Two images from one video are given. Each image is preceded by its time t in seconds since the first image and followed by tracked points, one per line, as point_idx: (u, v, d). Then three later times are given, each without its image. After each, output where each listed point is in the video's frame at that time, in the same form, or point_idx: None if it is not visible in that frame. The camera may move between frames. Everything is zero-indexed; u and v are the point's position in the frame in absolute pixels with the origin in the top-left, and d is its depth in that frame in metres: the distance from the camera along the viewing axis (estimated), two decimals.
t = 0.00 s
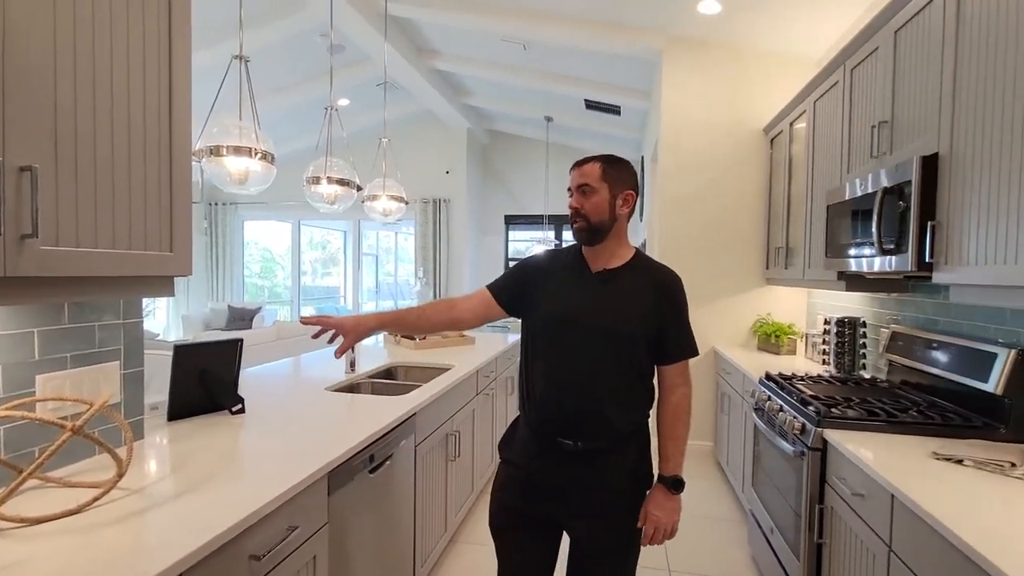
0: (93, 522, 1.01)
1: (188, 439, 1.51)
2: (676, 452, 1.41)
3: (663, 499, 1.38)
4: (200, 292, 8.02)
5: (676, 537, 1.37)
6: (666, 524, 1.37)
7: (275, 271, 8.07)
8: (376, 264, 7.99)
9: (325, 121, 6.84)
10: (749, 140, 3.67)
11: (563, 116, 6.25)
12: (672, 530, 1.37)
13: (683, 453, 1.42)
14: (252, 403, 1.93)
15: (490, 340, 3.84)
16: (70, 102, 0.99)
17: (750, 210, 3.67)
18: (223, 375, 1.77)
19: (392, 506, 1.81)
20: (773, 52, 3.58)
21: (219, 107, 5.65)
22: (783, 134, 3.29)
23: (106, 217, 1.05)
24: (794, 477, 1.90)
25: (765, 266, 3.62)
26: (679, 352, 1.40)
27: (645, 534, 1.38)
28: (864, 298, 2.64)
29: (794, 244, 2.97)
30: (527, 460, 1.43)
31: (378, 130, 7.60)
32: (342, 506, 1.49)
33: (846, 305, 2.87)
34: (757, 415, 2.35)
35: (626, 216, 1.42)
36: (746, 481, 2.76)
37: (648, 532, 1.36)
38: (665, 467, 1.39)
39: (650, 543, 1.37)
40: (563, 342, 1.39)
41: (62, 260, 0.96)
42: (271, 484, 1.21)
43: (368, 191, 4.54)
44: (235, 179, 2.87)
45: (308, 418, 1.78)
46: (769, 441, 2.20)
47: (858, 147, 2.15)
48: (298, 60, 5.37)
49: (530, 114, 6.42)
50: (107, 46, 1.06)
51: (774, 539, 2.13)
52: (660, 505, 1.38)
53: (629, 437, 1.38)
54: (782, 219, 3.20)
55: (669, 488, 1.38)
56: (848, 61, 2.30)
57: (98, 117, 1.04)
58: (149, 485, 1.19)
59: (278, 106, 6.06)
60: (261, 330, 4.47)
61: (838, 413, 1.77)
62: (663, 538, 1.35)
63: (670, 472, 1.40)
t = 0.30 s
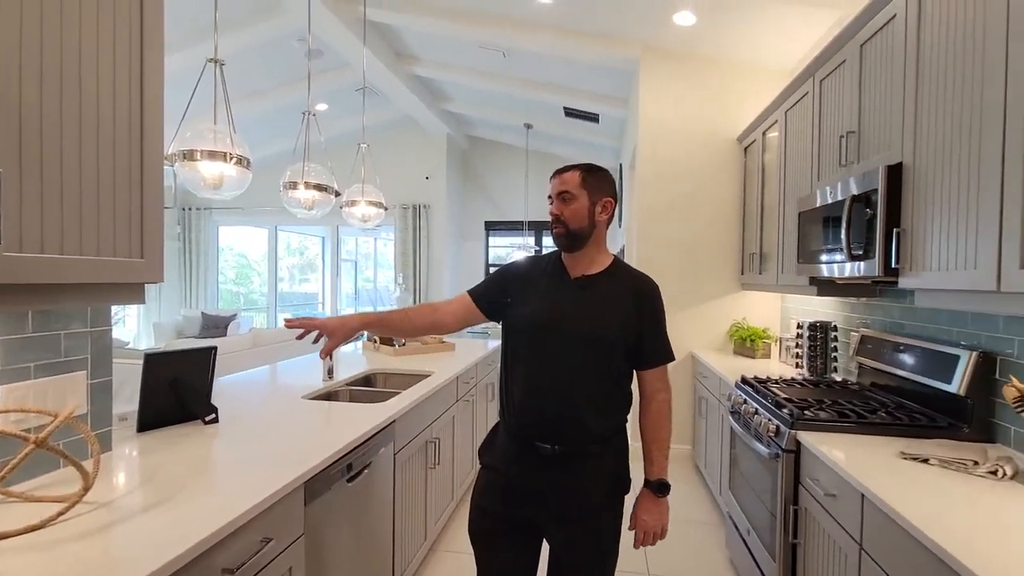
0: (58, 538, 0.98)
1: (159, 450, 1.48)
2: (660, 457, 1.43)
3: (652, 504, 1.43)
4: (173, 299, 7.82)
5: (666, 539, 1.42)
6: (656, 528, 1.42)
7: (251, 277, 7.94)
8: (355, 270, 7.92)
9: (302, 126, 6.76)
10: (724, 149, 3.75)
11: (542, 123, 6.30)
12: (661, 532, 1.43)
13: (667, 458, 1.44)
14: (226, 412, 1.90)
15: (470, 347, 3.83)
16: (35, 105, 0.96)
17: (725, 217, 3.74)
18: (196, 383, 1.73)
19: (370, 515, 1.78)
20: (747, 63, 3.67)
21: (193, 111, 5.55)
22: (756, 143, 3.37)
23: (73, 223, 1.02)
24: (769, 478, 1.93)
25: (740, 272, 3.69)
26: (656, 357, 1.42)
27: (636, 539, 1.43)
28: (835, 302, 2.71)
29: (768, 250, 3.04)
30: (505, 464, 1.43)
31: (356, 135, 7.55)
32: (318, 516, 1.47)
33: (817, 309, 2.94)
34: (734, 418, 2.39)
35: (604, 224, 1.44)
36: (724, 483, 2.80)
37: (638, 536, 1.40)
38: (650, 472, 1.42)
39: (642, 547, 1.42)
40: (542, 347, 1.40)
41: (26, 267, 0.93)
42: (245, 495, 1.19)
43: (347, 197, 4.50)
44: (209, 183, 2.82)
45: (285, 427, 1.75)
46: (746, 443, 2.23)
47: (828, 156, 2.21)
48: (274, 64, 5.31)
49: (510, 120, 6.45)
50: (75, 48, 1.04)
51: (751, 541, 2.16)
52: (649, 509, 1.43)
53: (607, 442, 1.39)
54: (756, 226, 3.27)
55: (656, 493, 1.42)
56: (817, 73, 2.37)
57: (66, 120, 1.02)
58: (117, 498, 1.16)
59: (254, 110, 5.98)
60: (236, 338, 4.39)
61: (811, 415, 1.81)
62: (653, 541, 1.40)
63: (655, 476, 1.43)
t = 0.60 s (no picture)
0: (16, 551, 0.95)
1: (126, 458, 1.43)
2: (634, 457, 1.44)
3: (623, 503, 1.44)
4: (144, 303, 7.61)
5: (636, 539, 1.43)
6: (626, 528, 1.43)
7: (226, 280, 7.78)
8: (334, 273, 7.82)
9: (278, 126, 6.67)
10: (700, 152, 3.80)
11: (522, 126, 6.32)
12: (631, 533, 1.44)
13: (641, 458, 1.45)
14: (198, 418, 1.85)
15: (449, 349, 3.81)
16: None
17: (702, 220, 3.79)
18: (166, 389, 1.69)
19: (347, 521, 1.76)
20: (722, 69, 3.73)
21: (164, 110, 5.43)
22: (731, 147, 3.43)
23: (33, 224, 0.98)
24: (745, 476, 1.96)
25: (716, 274, 3.75)
26: (633, 358, 1.43)
27: (606, 540, 1.43)
28: (807, 304, 2.77)
29: (743, 252, 3.09)
30: (485, 465, 1.43)
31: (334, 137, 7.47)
32: (293, 522, 1.44)
33: (791, 310, 3.00)
34: (710, 417, 2.42)
35: (582, 227, 1.45)
36: (701, 482, 2.83)
37: (608, 536, 1.41)
38: (623, 472, 1.44)
39: (613, 548, 1.42)
40: (520, 348, 1.40)
41: None
42: (215, 503, 1.16)
43: (324, 198, 4.44)
44: (180, 184, 2.77)
45: (259, 431, 1.72)
46: (722, 442, 2.26)
47: (799, 161, 2.26)
48: (249, 64, 5.23)
49: (490, 123, 6.45)
50: (36, 42, 1.00)
51: (727, 538, 2.19)
52: (620, 509, 1.44)
53: (584, 442, 1.39)
54: (731, 228, 3.33)
55: (627, 493, 1.43)
56: (789, 79, 2.42)
57: (25, 116, 0.98)
58: (81, 508, 1.13)
59: (229, 110, 5.87)
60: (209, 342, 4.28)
61: (785, 414, 1.85)
62: (623, 542, 1.41)
63: (627, 477, 1.44)
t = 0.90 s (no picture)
0: None
1: (91, 464, 1.39)
2: (612, 455, 1.45)
3: (600, 502, 1.44)
4: (114, 305, 7.41)
5: (613, 537, 1.44)
6: (603, 527, 1.44)
7: (200, 281, 7.62)
8: (313, 274, 7.72)
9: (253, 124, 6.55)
10: (678, 154, 3.84)
11: (502, 126, 6.32)
12: (608, 531, 1.44)
13: (619, 456, 1.46)
14: (167, 422, 1.80)
15: (429, 350, 3.78)
16: None
17: (680, 220, 3.83)
18: (132, 392, 1.64)
19: (323, 525, 1.73)
20: (699, 71, 3.77)
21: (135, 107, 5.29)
22: (708, 149, 3.47)
23: None
24: (721, 473, 1.98)
25: (693, 273, 3.79)
26: (612, 357, 1.43)
27: (584, 538, 1.44)
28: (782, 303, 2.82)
29: (720, 252, 3.13)
30: (463, 465, 1.42)
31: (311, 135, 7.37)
32: (266, 527, 1.41)
33: (766, 309, 3.05)
34: (688, 415, 2.45)
35: (561, 227, 1.45)
36: (680, 480, 2.86)
37: (585, 535, 1.42)
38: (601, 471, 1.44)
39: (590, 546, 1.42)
40: (499, 347, 1.40)
41: None
42: (181, 508, 1.13)
43: (301, 197, 4.37)
44: (149, 181, 2.70)
45: (231, 434, 1.68)
46: (700, 439, 2.29)
47: (774, 161, 2.29)
48: (223, 61, 5.13)
49: (470, 122, 6.43)
50: None
51: (705, 535, 2.22)
52: (597, 508, 1.44)
53: (563, 442, 1.39)
54: (709, 228, 3.37)
55: (605, 491, 1.43)
56: (764, 81, 2.46)
57: None
58: (41, 516, 1.09)
59: (203, 107, 5.75)
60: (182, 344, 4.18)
61: (760, 411, 1.87)
62: (600, 539, 1.41)
63: (605, 475, 1.44)
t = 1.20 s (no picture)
0: None
1: (62, 467, 1.36)
2: (596, 452, 1.45)
3: (587, 498, 1.44)
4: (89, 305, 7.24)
5: (600, 533, 1.44)
6: (590, 523, 1.44)
7: (179, 281, 7.48)
8: (295, 273, 7.62)
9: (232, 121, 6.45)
10: (660, 153, 3.87)
11: (486, 125, 6.31)
12: (595, 527, 1.44)
13: (603, 453, 1.46)
14: (141, 424, 1.77)
15: (412, 349, 3.76)
16: None
17: (662, 218, 3.86)
18: (103, 393, 1.61)
19: (303, 526, 1.71)
20: (681, 71, 3.80)
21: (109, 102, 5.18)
22: (689, 148, 3.50)
23: None
24: (703, 468, 2.00)
25: (676, 271, 3.82)
26: (595, 353, 1.43)
27: (571, 535, 1.44)
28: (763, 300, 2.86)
29: (701, 250, 3.16)
30: (446, 462, 1.41)
31: (292, 133, 7.28)
32: (244, 528, 1.39)
33: (747, 306, 3.09)
34: (671, 411, 2.46)
35: (541, 223, 1.45)
36: (663, 476, 2.88)
37: (573, 532, 1.42)
38: (587, 467, 1.44)
39: (577, 542, 1.42)
40: (481, 343, 1.39)
41: None
42: (155, 510, 1.11)
43: (281, 195, 4.31)
44: (122, 176, 2.64)
45: (208, 436, 1.65)
46: (682, 435, 2.31)
47: (754, 160, 2.32)
48: (201, 56, 5.04)
49: (454, 121, 6.41)
50: None
51: (688, 530, 2.23)
52: (584, 504, 1.45)
53: (545, 438, 1.39)
54: (690, 226, 3.39)
55: (592, 487, 1.43)
56: (743, 81, 2.49)
57: None
58: (8, 520, 1.06)
59: (181, 103, 5.65)
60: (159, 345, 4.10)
61: (740, 406, 1.89)
62: (587, 535, 1.41)
63: (591, 471, 1.44)
